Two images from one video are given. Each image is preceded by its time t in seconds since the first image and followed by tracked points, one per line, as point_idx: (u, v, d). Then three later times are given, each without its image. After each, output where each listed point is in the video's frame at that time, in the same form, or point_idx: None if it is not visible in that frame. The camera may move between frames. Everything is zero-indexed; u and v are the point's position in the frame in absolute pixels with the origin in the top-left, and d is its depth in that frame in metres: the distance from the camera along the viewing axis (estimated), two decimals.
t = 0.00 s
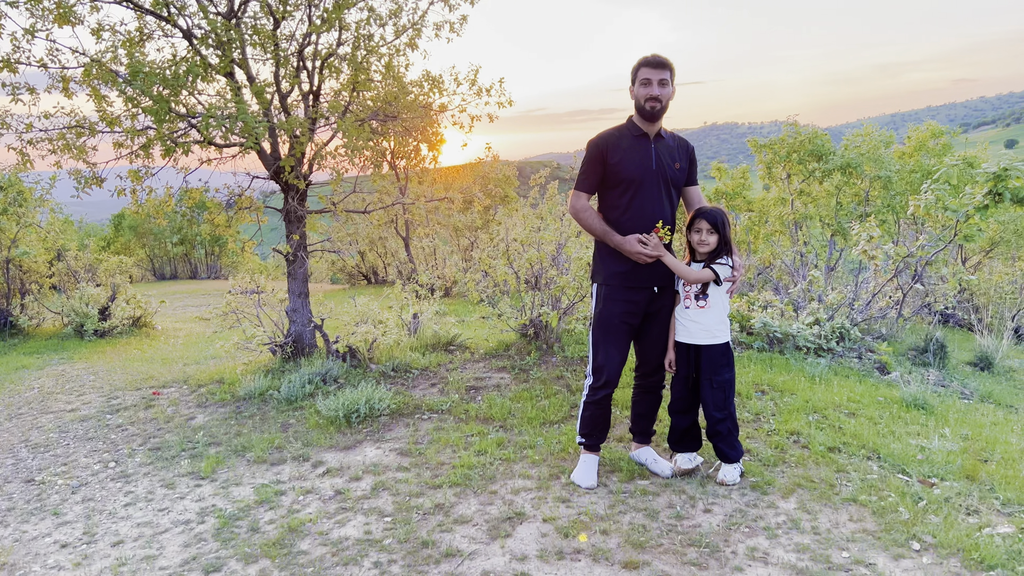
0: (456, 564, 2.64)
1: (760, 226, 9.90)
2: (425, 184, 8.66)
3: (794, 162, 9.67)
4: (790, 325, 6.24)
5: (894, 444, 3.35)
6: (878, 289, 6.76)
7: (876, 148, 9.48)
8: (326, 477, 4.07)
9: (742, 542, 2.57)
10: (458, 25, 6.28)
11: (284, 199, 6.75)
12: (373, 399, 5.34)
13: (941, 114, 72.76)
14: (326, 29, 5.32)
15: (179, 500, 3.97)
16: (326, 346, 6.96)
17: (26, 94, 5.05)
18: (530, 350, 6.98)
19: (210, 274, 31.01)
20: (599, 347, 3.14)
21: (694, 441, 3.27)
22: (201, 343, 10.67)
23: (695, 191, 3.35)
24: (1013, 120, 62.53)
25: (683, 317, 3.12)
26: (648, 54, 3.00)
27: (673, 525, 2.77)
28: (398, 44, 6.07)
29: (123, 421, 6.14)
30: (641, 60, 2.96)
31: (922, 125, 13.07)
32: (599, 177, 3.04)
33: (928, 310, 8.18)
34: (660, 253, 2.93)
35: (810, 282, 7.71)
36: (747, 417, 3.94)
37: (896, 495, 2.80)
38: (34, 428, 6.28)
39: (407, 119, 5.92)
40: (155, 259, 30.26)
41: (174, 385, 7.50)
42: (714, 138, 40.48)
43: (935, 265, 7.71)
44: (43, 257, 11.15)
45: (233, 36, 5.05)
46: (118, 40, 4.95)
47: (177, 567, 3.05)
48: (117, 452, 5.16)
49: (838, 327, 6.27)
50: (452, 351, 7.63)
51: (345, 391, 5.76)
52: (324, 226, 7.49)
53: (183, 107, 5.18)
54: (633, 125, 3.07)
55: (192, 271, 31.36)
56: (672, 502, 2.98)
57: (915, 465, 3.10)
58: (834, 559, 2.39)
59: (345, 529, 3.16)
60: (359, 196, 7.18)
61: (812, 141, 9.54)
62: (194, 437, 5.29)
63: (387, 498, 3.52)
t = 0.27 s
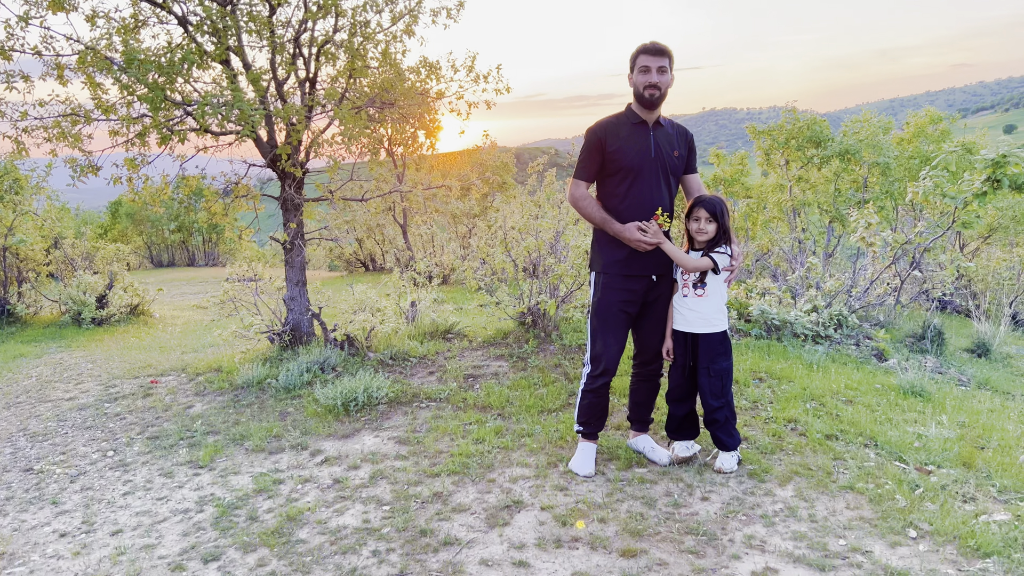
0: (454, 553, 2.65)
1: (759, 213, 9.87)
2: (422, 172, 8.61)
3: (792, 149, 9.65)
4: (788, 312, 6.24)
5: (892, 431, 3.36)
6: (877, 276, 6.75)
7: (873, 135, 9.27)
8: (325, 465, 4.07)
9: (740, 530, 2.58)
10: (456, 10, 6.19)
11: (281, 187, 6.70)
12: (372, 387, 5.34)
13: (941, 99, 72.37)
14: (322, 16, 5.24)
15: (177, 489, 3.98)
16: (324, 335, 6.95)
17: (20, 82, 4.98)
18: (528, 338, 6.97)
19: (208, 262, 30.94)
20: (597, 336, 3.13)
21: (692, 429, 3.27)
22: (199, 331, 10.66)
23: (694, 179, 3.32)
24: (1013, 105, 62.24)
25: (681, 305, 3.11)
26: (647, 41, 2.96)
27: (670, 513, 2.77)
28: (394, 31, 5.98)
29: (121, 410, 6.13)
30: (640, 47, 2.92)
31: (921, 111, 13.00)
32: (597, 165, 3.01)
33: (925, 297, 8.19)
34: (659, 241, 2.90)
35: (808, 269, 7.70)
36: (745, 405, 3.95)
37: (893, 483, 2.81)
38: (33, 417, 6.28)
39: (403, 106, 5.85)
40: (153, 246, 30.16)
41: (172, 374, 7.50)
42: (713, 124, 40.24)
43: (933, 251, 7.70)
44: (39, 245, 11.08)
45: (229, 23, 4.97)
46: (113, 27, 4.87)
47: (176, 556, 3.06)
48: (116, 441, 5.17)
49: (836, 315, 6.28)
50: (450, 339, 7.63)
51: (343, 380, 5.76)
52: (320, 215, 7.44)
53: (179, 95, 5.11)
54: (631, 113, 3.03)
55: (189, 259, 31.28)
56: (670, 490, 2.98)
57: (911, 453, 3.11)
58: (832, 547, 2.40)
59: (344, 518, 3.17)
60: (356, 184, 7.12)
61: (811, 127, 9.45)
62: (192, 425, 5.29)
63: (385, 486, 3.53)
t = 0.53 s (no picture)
0: (452, 542, 2.66)
1: (757, 200, 9.84)
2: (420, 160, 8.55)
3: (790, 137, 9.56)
4: (786, 301, 6.24)
5: (889, 420, 3.37)
6: (874, 263, 6.75)
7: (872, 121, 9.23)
8: (323, 455, 4.08)
9: (737, 519, 2.59)
10: None
11: (278, 175, 6.66)
12: (369, 376, 5.34)
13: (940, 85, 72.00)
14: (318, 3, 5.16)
15: (176, 479, 3.98)
16: (322, 324, 6.94)
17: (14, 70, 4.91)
18: (526, 327, 6.97)
19: (205, 250, 30.85)
20: (595, 326, 3.12)
21: (689, 417, 3.28)
22: (197, 320, 10.64)
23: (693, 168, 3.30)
24: (1012, 91, 61.99)
25: (679, 294, 3.10)
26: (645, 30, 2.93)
27: (668, 501, 2.78)
28: (391, 18, 5.90)
29: (119, 399, 6.13)
30: (638, 36, 2.88)
31: (919, 98, 12.93)
32: (596, 155, 2.98)
33: (923, 285, 8.20)
34: (658, 230, 2.88)
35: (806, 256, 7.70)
36: (742, 393, 3.96)
37: (890, 471, 2.82)
38: (31, 406, 6.27)
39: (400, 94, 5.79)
40: (150, 234, 30.05)
41: (170, 363, 7.49)
42: (711, 111, 40.00)
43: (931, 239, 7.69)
44: (36, 233, 11.02)
45: (224, 11, 4.90)
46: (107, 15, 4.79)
47: (175, 546, 3.07)
48: (114, 431, 5.16)
49: (834, 303, 6.28)
50: (448, 328, 7.63)
51: (341, 369, 5.76)
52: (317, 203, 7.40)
53: (175, 84, 5.05)
54: (629, 101, 3.00)
55: (187, 247, 31.17)
56: (667, 479, 2.99)
57: (908, 441, 3.12)
58: (828, 536, 2.41)
59: (342, 508, 3.18)
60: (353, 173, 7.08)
61: (809, 114, 9.37)
62: (190, 415, 5.29)
63: (383, 476, 3.54)
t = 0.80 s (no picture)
0: (450, 533, 2.67)
1: (755, 189, 9.83)
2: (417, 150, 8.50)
3: (790, 125, 9.53)
4: (784, 290, 6.24)
5: (886, 410, 3.38)
6: (873, 253, 6.75)
7: (870, 109, 9.17)
8: (321, 446, 4.08)
9: (734, 509, 2.60)
10: None
11: (275, 165, 6.63)
12: (368, 367, 5.34)
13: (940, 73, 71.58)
14: None
15: (174, 470, 3.98)
16: (320, 314, 6.92)
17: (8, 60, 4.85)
18: (524, 318, 6.96)
19: (203, 240, 30.77)
20: (593, 317, 3.11)
21: (686, 408, 3.28)
22: (195, 311, 10.62)
23: (692, 158, 3.27)
24: (1011, 77, 61.71)
25: (676, 285, 3.09)
26: (643, 20, 2.89)
27: (665, 492, 2.79)
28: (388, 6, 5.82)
29: (117, 390, 6.13)
30: (638, 26, 2.85)
31: (918, 86, 12.86)
32: (594, 145, 2.96)
33: (921, 274, 8.20)
34: (657, 221, 2.86)
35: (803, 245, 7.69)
36: (739, 383, 3.96)
37: (887, 462, 2.83)
38: (29, 397, 6.27)
39: (397, 84, 5.73)
40: (148, 224, 29.96)
41: (168, 354, 7.49)
42: (710, 99, 39.78)
43: (930, 228, 7.68)
44: (33, 223, 10.97)
45: None
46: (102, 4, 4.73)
47: (174, 537, 3.07)
48: (112, 422, 5.16)
49: (832, 293, 6.29)
50: (446, 318, 7.63)
51: (339, 360, 5.75)
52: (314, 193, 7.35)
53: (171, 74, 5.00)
54: (628, 91, 2.97)
55: (185, 236, 31.08)
56: (665, 470, 3.00)
57: (905, 432, 3.12)
58: (825, 526, 2.42)
59: (341, 499, 3.18)
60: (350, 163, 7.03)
61: (807, 102, 9.34)
62: (189, 406, 5.29)
63: (382, 467, 3.54)
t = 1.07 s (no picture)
0: (449, 527, 2.68)
1: (753, 179, 9.81)
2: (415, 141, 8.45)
3: (788, 116, 9.45)
4: (782, 282, 6.23)
5: (883, 402, 3.38)
6: (871, 243, 6.74)
7: (870, 100, 9.21)
8: (320, 439, 4.09)
9: (732, 503, 2.61)
10: None
11: (272, 157, 6.59)
12: (366, 360, 5.34)
13: (939, 62, 71.24)
14: None
15: (173, 464, 3.99)
16: (318, 307, 6.91)
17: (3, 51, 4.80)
18: (522, 310, 6.95)
19: (201, 230, 30.69)
20: (591, 311, 3.10)
21: (684, 401, 3.28)
22: (192, 302, 10.60)
23: (691, 151, 3.25)
24: (1010, 65, 61.45)
25: (674, 279, 3.09)
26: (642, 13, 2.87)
27: (663, 485, 2.80)
28: None
29: (116, 383, 6.12)
30: (637, 19, 2.83)
31: (917, 76, 12.79)
32: (593, 139, 2.93)
33: (919, 264, 8.20)
34: (656, 215, 2.85)
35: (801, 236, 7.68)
36: (737, 375, 3.97)
37: (884, 455, 2.84)
38: (28, 390, 6.26)
39: (394, 76, 5.68)
40: (145, 214, 29.85)
41: (166, 346, 7.48)
42: (708, 88, 39.56)
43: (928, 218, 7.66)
44: (29, 214, 10.92)
45: None
46: None
47: (173, 532, 3.08)
48: (111, 415, 5.16)
49: (830, 284, 6.29)
50: (444, 311, 7.63)
51: (337, 352, 5.75)
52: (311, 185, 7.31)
53: (167, 66, 4.96)
54: (627, 84, 2.95)
55: (182, 226, 30.98)
56: (663, 463, 3.00)
57: (902, 424, 3.13)
58: (822, 519, 2.43)
59: (339, 493, 3.19)
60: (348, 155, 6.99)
61: (806, 93, 9.24)
62: (187, 399, 5.28)
63: (381, 461, 3.55)
